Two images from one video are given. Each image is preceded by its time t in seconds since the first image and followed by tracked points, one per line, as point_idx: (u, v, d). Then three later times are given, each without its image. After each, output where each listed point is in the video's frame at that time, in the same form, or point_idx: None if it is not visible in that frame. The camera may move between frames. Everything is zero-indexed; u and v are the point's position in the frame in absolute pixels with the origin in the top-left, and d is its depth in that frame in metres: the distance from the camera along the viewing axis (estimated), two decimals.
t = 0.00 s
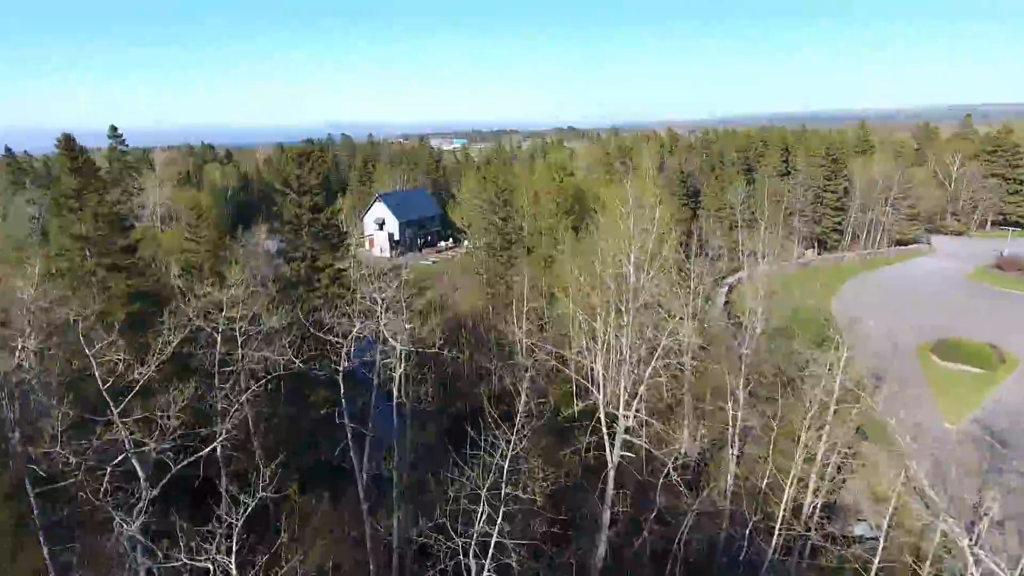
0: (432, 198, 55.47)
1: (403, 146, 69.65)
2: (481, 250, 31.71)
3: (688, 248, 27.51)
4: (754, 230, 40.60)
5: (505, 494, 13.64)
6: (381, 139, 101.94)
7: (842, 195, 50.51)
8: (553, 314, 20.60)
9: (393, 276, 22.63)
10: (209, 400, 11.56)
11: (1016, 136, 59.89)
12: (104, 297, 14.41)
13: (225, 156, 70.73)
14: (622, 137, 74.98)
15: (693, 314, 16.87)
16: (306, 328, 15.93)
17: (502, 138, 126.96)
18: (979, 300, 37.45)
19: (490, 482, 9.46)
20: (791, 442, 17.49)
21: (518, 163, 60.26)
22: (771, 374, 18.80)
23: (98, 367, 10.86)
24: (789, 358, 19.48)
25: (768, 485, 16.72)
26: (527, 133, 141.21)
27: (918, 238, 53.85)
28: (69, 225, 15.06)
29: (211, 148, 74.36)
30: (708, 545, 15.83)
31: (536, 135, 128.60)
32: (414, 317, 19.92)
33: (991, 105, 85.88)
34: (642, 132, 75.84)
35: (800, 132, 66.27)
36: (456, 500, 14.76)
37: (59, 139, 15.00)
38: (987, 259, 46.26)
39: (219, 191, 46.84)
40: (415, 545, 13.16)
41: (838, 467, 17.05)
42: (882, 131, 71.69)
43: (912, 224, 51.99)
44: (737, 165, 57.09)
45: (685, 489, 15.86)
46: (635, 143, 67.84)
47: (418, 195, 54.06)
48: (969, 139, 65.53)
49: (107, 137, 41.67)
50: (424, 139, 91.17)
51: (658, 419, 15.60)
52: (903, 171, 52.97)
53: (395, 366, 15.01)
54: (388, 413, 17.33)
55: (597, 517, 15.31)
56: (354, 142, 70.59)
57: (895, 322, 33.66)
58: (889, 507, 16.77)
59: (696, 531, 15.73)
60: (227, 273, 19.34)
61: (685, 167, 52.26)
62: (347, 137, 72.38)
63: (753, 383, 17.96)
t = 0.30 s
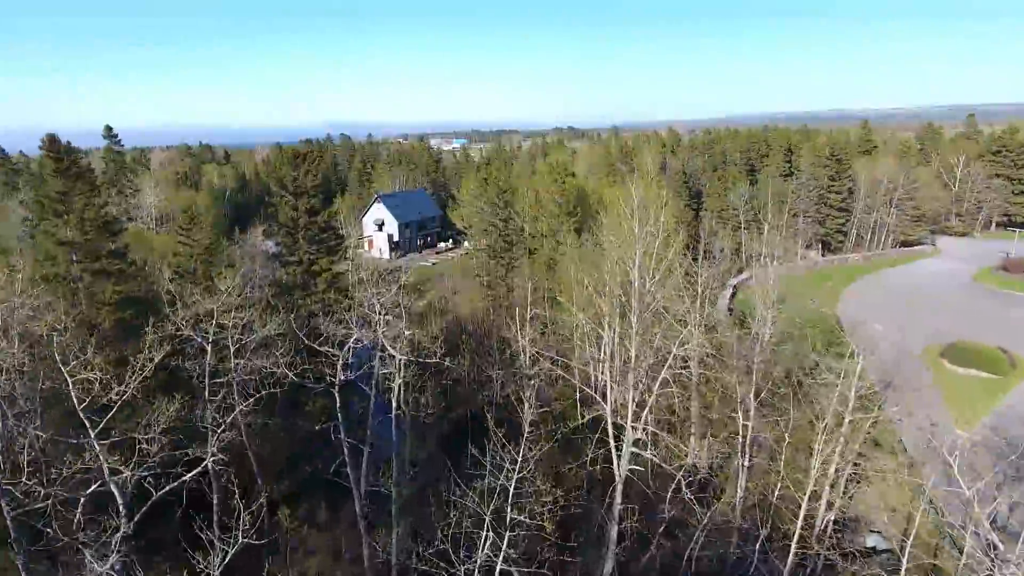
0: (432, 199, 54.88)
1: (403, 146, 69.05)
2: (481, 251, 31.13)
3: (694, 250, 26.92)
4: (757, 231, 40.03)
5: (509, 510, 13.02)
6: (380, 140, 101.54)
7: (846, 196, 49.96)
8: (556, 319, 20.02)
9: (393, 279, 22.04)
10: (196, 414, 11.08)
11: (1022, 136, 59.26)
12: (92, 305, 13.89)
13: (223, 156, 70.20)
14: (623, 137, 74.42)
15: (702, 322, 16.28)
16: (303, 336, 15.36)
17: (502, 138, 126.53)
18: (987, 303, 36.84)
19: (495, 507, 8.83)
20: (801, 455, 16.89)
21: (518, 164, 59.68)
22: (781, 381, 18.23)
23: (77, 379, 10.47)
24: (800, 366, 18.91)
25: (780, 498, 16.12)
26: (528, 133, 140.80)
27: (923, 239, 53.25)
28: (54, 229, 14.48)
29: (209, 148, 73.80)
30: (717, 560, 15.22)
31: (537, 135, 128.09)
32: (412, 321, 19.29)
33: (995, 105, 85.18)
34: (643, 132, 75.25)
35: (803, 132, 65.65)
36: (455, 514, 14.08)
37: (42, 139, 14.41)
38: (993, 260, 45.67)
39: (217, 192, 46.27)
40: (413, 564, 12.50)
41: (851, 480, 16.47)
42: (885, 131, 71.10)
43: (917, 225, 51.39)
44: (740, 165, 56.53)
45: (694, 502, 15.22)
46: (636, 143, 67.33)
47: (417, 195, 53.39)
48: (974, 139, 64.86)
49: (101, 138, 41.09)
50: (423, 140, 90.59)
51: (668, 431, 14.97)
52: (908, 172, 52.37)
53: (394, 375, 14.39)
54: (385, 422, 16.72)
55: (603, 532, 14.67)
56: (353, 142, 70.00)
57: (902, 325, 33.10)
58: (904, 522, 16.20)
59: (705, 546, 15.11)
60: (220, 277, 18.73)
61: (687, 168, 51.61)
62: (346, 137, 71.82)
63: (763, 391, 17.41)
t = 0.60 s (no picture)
0: (432, 199, 54.35)
1: (402, 147, 68.49)
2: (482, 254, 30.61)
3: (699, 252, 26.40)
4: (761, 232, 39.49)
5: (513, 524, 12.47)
6: (380, 140, 101.00)
7: (851, 197, 49.43)
8: (559, 324, 19.51)
9: (392, 283, 21.52)
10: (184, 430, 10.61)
11: None
12: (78, 312, 13.42)
13: (221, 157, 69.67)
14: (624, 137, 73.89)
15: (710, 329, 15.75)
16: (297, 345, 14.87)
17: (502, 138, 126.01)
18: (995, 305, 36.33)
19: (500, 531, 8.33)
20: (812, 465, 16.39)
21: (519, 164, 59.16)
22: (791, 389, 17.70)
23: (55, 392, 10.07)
24: (809, 373, 18.41)
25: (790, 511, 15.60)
26: (528, 133, 140.29)
27: (927, 240, 52.73)
28: (38, 233, 13.95)
29: (207, 148, 73.25)
30: None
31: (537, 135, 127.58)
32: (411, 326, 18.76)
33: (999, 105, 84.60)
34: (644, 132, 74.70)
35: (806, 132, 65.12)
36: (456, 530, 13.57)
37: (27, 140, 13.87)
38: (1001, 261, 45.09)
39: (214, 193, 45.76)
40: None
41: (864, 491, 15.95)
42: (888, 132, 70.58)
43: (922, 226, 50.88)
44: (743, 166, 56.01)
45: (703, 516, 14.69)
46: (638, 143, 66.85)
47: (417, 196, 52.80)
48: (978, 139, 64.34)
49: (97, 138, 40.61)
50: (423, 140, 90.05)
51: (676, 442, 14.45)
52: (913, 172, 51.84)
53: (392, 385, 13.91)
54: (383, 431, 16.22)
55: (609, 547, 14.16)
56: (353, 142, 69.45)
57: (909, 328, 32.57)
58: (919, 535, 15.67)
59: (715, 561, 14.58)
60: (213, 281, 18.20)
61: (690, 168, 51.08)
62: (345, 137, 71.26)
63: (774, 398, 16.88)
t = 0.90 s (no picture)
0: (433, 200, 53.81)
1: (402, 147, 67.92)
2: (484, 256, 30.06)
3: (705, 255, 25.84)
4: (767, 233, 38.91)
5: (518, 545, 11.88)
6: (379, 140, 100.49)
7: (856, 198, 48.85)
8: (563, 329, 18.94)
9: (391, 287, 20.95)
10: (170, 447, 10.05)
11: None
12: (65, 319, 12.85)
13: (220, 156, 69.12)
14: (626, 137, 73.32)
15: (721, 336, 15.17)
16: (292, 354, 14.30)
17: (503, 138, 125.48)
18: (1005, 308, 35.76)
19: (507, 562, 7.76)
20: (826, 476, 15.82)
21: (520, 164, 58.59)
22: (803, 396, 17.17)
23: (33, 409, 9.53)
24: (822, 381, 17.83)
25: (804, 525, 15.04)
26: (529, 133, 139.73)
27: (933, 241, 52.17)
28: (22, 237, 13.40)
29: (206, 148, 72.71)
30: None
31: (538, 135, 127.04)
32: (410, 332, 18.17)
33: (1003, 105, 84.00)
34: (646, 131, 74.14)
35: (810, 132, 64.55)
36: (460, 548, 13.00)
37: (11, 139, 13.32)
38: (1008, 263, 44.51)
39: (212, 194, 45.26)
40: None
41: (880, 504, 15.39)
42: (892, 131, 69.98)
43: (927, 227, 50.31)
44: (746, 165, 55.44)
45: (715, 530, 14.14)
46: (640, 143, 66.32)
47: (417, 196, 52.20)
48: (983, 140, 63.76)
49: (93, 138, 40.04)
50: (424, 140, 89.51)
51: (687, 454, 13.87)
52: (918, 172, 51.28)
53: (391, 396, 13.35)
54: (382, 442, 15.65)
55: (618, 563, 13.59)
56: (352, 142, 68.88)
57: (918, 331, 31.99)
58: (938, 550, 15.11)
59: None
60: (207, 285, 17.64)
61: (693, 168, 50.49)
62: (345, 137, 70.67)
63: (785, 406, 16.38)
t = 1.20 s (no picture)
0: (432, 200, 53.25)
1: (402, 146, 67.38)
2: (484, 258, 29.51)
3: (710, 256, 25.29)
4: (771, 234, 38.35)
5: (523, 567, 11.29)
6: (378, 140, 99.99)
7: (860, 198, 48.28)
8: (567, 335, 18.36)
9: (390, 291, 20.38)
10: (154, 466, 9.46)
11: None
12: (47, 327, 12.24)
13: (218, 156, 68.60)
14: (627, 137, 72.79)
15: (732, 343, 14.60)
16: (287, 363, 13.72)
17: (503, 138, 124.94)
18: (1013, 310, 35.20)
19: None
20: (840, 487, 15.25)
21: (520, 164, 58.05)
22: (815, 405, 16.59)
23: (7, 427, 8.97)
24: (834, 388, 17.25)
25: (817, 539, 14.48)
26: (529, 133, 139.19)
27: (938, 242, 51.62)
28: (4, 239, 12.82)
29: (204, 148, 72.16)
30: None
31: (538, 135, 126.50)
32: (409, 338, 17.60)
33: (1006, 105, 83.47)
34: (647, 131, 73.60)
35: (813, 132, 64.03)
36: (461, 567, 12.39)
37: None
38: (1015, 264, 43.98)
39: (209, 194, 44.67)
40: None
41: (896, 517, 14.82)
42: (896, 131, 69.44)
43: (932, 228, 49.75)
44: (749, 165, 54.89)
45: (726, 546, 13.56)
46: (641, 143, 65.80)
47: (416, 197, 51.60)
48: (987, 139, 63.20)
49: (88, 137, 39.47)
50: (424, 140, 88.99)
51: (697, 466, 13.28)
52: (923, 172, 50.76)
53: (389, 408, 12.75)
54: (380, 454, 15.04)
55: None
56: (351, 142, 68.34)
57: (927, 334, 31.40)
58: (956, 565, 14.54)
59: None
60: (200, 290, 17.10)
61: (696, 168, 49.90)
62: (344, 137, 70.11)
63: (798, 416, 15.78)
